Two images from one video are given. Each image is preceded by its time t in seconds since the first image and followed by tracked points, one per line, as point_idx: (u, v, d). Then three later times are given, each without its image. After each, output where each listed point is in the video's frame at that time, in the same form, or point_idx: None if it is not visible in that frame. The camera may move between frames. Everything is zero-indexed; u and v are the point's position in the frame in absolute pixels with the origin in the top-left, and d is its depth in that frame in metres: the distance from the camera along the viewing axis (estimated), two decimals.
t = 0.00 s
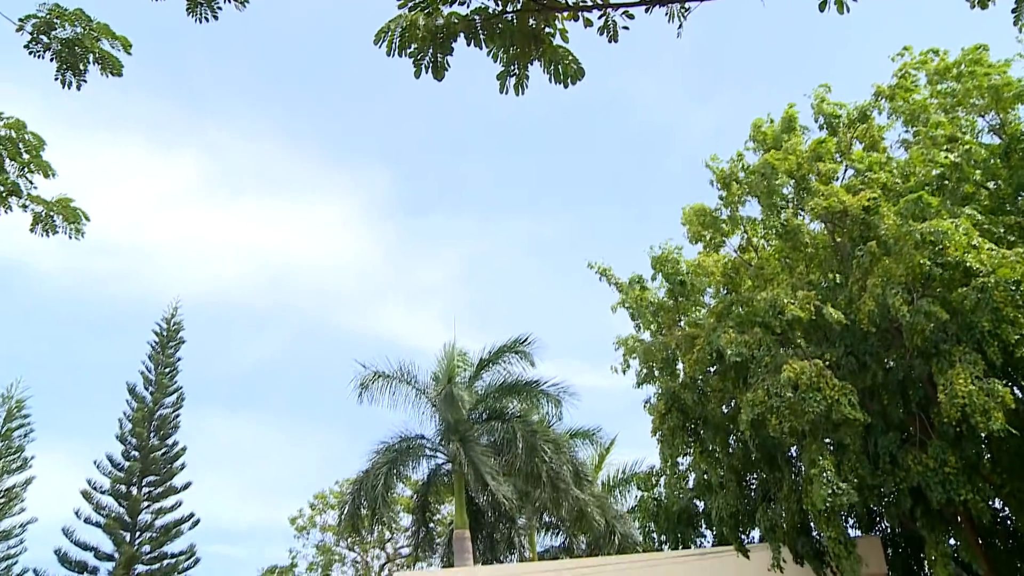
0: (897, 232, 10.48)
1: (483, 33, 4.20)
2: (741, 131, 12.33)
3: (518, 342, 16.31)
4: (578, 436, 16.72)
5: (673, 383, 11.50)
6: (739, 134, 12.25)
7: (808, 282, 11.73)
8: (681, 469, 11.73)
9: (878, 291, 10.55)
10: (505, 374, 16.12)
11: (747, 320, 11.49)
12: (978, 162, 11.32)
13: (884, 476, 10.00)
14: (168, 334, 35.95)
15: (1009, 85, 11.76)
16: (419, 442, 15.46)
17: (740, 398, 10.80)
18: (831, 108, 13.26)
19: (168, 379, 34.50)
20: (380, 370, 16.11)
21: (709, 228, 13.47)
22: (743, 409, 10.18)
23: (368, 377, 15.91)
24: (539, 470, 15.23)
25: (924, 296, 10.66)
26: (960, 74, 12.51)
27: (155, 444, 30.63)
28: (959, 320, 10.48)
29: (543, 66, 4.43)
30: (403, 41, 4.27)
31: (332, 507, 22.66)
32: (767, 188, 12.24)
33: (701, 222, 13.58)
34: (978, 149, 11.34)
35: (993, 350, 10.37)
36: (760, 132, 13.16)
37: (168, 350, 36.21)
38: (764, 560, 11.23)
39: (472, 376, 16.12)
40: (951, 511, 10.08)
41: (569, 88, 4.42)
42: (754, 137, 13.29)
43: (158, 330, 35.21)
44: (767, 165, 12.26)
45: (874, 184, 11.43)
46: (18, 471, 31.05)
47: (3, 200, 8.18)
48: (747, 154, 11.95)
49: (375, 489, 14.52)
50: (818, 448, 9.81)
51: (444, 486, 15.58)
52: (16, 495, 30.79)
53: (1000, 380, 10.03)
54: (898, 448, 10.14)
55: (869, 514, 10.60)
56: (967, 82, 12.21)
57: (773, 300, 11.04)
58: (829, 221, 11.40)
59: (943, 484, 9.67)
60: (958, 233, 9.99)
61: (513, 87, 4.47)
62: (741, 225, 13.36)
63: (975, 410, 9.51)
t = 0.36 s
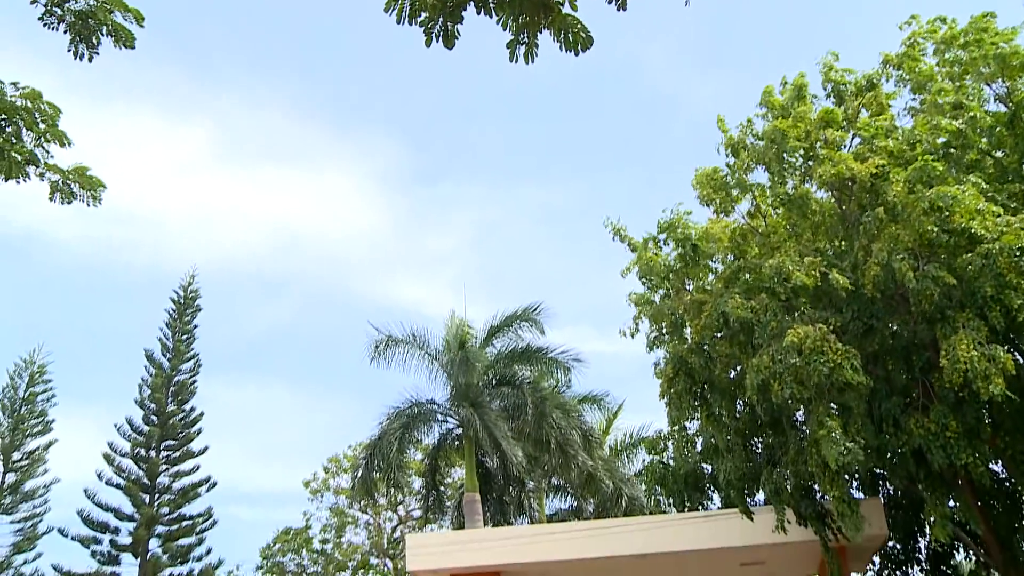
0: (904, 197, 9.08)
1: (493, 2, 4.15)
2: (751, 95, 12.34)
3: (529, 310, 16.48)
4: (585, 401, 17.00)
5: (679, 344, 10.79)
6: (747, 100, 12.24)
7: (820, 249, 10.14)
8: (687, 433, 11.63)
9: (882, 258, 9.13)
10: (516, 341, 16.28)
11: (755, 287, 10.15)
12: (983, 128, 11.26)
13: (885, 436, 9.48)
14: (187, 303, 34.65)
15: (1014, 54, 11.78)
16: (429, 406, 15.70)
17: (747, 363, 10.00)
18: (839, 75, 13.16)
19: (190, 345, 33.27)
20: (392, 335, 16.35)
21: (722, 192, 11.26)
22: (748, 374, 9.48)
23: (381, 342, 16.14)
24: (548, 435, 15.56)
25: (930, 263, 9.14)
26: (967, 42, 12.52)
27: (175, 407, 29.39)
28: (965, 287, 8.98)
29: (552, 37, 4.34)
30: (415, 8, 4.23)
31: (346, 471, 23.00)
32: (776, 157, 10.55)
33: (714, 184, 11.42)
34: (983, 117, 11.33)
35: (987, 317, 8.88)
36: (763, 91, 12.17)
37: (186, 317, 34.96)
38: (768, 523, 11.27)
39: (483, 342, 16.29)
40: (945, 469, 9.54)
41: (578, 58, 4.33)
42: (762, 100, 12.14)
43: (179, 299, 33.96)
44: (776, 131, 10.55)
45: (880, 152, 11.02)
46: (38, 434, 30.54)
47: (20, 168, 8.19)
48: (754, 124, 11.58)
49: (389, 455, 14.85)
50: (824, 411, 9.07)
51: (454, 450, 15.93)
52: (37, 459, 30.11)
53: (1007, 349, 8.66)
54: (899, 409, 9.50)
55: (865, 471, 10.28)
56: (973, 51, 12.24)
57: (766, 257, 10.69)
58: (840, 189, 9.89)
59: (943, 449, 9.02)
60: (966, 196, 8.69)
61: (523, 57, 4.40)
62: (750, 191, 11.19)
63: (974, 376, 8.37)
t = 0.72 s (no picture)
0: (912, 160, 9.03)
1: None
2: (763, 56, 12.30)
3: (538, 273, 16.62)
4: (591, 362, 17.24)
5: (688, 303, 10.94)
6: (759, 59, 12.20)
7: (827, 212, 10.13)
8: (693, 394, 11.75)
9: (887, 221, 9.07)
10: (524, 303, 16.42)
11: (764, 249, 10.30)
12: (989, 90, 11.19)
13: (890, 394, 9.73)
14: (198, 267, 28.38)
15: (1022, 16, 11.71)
16: (438, 367, 15.90)
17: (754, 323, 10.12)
18: (850, 35, 13.20)
19: (196, 309, 27.81)
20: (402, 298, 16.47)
21: (733, 149, 11.10)
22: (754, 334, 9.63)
23: (391, 304, 16.27)
24: (556, 397, 15.80)
25: (936, 224, 9.11)
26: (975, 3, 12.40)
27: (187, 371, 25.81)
28: (970, 250, 9.03)
29: None
30: None
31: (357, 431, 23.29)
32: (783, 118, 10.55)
33: (726, 142, 11.26)
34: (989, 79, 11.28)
35: (992, 278, 8.94)
36: (777, 53, 12.13)
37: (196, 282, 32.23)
38: (771, 482, 11.52)
39: (492, 304, 16.45)
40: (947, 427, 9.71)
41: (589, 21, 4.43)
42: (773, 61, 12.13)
43: (193, 262, 27.81)
44: (783, 93, 10.57)
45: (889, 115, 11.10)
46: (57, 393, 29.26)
47: (32, 136, 8.72)
48: (766, 84, 11.51)
49: (400, 414, 15.11)
50: (830, 370, 9.21)
51: (462, 411, 16.22)
52: (57, 417, 28.79)
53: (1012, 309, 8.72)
54: (905, 368, 9.66)
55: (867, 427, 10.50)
56: (979, 14, 12.09)
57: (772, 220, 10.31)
58: (848, 152, 9.94)
59: (946, 407, 9.16)
60: (978, 155, 8.61)
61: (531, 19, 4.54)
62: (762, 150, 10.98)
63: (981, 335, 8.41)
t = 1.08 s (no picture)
0: (920, 124, 8.99)
1: None
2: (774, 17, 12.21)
3: (547, 236, 16.64)
4: (597, 323, 17.42)
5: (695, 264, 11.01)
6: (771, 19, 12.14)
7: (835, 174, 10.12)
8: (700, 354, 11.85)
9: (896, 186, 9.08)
10: (532, 265, 16.53)
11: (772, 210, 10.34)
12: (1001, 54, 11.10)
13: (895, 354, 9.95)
14: (210, 228, 27.85)
15: None
16: (447, 327, 16.10)
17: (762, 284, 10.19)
18: None
19: (210, 269, 27.19)
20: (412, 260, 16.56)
21: (745, 108, 11.09)
22: (762, 298, 9.73)
23: (402, 265, 16.38)
24: (563, 357, 16.01)
25: (943, 187, 9.05)
26: None
27: (200, 329, 25.62)
28: (977, 213, 8.98)
29: None
30: None
31: (366, 389, 23.55)
32: (795, 79, 10.52)
33: (738, 102, 11.22)
34: (1002, 42, 11.19)
35: (999, 241, 8.93)
36: (790, 14, 12.07)
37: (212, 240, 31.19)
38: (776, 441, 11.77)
39: (500, 266, 16.57)
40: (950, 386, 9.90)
41: None
42: (786, 23, 12.08)
43: (204, 222, 27.27)
44: (796, 55, 10.54)
45: (902, 79, 11.05)
46: (72, 351, 28.68)
47: (45, 97, 8.81)
48: (779, 42, 11.45)
49: (409, 373, 15.36)
50: (836, 331, 9.36)
51: (470, 370, 16.47)
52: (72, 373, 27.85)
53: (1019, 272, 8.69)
54: (909, 331, 9.82)
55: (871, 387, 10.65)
56: None
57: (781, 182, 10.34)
58: (859, 116, 9.81)
59: (949, 367, 9.31)
60: (988, 119, 8.66)
61: None
62: (776, 112, 10.95)
63: (989, 296, 8.32)
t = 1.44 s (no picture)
0: (927, 86, 8.98)
1: None
2: None
3: (554, 198, 16.72)
4: (604, 284, 17.60)
5: (701, 225, 11.12)
6: None
7: (840, 135, 10.16)
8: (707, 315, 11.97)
9: (903, 147, 9.10)
10: (539, 227, 16.67)
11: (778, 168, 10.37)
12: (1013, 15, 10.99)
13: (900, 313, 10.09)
14: (221, 191, 27.90)
15: None
16: (455, 288, 16.30)
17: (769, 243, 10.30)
18: None
19: (222, 231, 27.13)
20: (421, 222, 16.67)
21: (753, 70, 11.09)
22: (770, 258, 9.79)
23: (412, 227, 16.52)
24: (568, 318, 16.16)
25: (948, 148, 9.08)
26: None
27: (213, 290, 25.81)
28: (982, 174, 9.02)
29: None
30: None
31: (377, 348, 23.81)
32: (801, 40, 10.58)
33: (745, 64, 11.20)
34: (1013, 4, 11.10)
35: (1003, 201, 8.99)
36: None
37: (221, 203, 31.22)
38: (781, 400, 11.98)
39: (507, 228, 16.72)
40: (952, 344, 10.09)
41: None
42: None
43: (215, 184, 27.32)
44: (807, 18, 10.51)
45: (911, 41, 10.98)
46: (90, 311, 27.43)
47: (57, 59, 8.88)
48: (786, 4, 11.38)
49: (418, 334, 15.57)
50: (840, 292, 9.54)
51: (478, 330, 16.71)
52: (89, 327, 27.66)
53: None
54: (912, 290, 9.97)
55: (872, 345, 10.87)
56: None
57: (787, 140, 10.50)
58: (866, 78, 9.83)
59: (952, 325, 9.46)
60: (992, 82, 8.61)
61: None
62: (784, 73, 10.97)
63: (995, 254, 8.35)
